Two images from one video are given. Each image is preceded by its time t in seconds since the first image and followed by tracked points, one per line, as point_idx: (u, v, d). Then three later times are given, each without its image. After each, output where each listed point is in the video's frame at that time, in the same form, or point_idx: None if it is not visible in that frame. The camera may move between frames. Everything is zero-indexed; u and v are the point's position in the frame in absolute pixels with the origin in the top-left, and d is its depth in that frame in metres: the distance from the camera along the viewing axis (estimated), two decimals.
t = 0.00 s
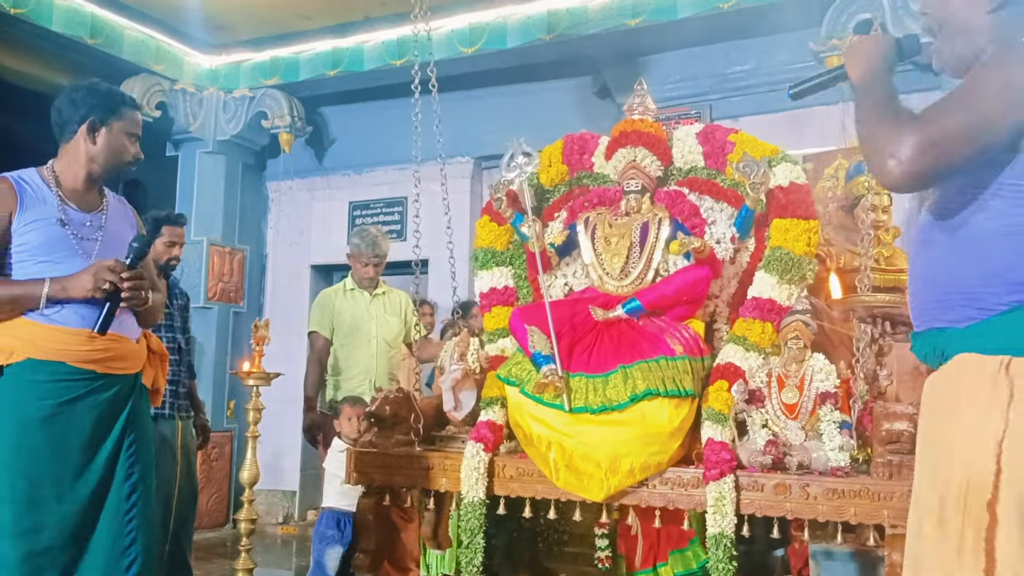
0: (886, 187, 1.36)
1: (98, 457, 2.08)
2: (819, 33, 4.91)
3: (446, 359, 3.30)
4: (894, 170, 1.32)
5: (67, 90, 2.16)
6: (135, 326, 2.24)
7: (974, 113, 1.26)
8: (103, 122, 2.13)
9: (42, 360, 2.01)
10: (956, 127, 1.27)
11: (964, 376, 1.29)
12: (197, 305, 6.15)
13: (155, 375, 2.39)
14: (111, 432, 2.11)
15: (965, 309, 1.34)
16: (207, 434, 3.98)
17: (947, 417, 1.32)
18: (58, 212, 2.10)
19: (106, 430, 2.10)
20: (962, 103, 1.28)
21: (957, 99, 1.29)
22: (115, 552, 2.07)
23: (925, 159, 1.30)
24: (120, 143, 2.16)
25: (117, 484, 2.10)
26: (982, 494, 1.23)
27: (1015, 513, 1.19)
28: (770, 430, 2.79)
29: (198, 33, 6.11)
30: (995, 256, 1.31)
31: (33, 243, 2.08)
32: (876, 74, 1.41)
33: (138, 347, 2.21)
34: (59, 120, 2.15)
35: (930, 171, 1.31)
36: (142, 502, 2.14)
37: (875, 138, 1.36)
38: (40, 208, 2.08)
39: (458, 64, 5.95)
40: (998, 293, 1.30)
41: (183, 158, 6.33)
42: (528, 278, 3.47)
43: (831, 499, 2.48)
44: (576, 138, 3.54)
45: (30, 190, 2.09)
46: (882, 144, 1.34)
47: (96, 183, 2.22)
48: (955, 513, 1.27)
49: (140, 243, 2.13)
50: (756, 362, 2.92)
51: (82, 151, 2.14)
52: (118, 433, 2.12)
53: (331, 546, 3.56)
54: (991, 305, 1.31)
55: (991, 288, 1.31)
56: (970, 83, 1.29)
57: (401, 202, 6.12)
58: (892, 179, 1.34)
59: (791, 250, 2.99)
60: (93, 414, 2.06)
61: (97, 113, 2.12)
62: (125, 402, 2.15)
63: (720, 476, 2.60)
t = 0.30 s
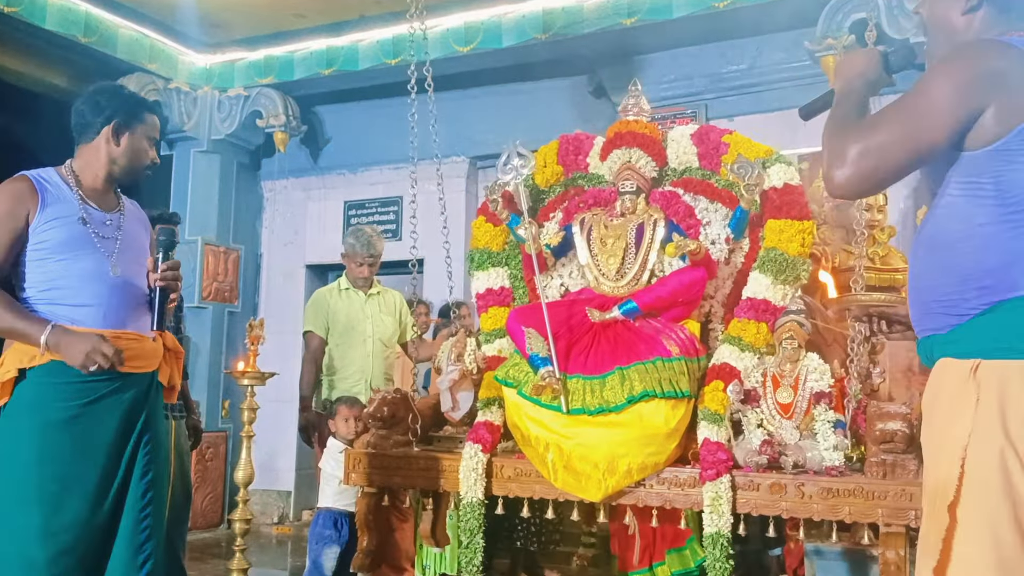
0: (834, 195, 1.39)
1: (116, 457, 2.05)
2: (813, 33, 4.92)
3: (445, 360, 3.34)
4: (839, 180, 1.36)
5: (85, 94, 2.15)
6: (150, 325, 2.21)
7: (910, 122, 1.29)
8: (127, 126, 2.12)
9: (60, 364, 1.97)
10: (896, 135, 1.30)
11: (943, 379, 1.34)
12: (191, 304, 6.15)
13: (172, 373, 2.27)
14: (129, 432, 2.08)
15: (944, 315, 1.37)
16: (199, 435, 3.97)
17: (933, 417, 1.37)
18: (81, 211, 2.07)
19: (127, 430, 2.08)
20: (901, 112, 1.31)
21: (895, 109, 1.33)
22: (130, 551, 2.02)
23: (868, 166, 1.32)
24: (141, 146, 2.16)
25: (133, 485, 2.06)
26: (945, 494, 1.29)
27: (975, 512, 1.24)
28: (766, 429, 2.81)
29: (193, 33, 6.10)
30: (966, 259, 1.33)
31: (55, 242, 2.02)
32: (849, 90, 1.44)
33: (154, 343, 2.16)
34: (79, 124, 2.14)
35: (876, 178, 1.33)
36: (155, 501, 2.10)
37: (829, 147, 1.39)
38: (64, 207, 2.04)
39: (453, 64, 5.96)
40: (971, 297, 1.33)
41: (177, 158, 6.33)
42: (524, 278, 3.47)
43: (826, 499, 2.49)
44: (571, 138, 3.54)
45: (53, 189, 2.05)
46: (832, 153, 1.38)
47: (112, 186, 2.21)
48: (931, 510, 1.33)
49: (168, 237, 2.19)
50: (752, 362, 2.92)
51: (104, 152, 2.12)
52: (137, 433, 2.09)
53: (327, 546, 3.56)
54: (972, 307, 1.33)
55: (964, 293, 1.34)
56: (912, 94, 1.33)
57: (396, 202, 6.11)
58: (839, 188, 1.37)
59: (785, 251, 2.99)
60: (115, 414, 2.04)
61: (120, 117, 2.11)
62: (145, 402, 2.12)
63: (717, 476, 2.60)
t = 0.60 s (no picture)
0: (826, 195, 1.48)
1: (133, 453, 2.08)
2: (808, 32, 4.93)
3: (437, 358, 3.32)
4: (828, 182, 1.45)
5: (94, 97, 2.15)
6: (160, 325, 2.24)
7: (895, 122, 1.36)
8: (140, 131, 2.15)
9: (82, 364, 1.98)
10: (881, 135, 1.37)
11: (933, 379, 1.41)
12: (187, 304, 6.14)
13: (178, 368, 2.38)
14: (146, 430, 2.12)
15: (941, 311, 1.44)
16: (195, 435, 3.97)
17: (922, 418, 1.45)
18: (94, 211, 2.06)
19: (143, 428, 2.11)
20: (886, 112, 1.38)
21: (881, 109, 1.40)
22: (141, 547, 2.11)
23: (855, 166, 1.40)
24: (150, 150, 2.19)
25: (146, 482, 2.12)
26: (935, 491, 1.38)
27: (962, 505, 1.33)
28: (757, 427, 2.80)
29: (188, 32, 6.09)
30: (960, 255, 1.40)
31: (71, 242, 2.01)
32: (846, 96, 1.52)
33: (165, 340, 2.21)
34: (88, 125, 2.14)
35: (863, 177, 1.41)
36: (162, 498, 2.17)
37: (822, 150, 1.48)
38: (79, 207, 2.03)
39: (448, 63, 5.95)
40: (965, 292, 1.39)
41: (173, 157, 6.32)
42: (518, 277, 3.47)
43: (817, 496, 2.50)
44: (564, 137, 3.54)
45: (67, 189, 2.04)
46: (824, 157, 1.46)
47: (119, 188, 2.21)
48: (921, 505, 1.42)
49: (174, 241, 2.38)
50: (744, 360, 2.93)
51: (115, 155, 2.14)
52: (151, 431, 2.14)
53: (323, 545, 3.57)
54: (965, 304, 1.40)
55: (959, 288, 1.40)
56: (897, 95, 1.39)
57: (392, 201, 6.11)
58: (828, 190, 1.46)
59: (777, 250, 3.01)
60: (138, 411, 2.09)
61: (133, 121, 2.13)
62: (157, 399, 2.17)
63: (708, 474, 2.62)
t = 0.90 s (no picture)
0: (830, 194, 1.49)
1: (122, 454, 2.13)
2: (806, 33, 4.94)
3: (429, 356, 3.32)
4: (835, 181, 1.45)
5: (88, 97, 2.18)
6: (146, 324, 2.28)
7: (904, 124, 1.37)
8: (129, 130, 2.18)
9: (72, 360, 2.01)
10: (889, 137, 1.38)
11: (930, 381, 1.40)
12: (187, 303, 6.17)
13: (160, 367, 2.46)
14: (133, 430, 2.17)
15: (942, 311, 1.42)
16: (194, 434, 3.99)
17: (915, 418, 1.43)
18: (85, 210, 2.10)
19: (130, 429, 2.16)
20: (893, 114, 1.39)
21: (888, 109, 1.41)
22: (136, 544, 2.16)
23: (860, 166, 1.41)
24: (142, 152, 2.22)
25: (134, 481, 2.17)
26: (934, 493, 1.35)
27: (962, 507, 1.31)
28: (749, 425, 2.80)
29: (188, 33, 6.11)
30: (962, 258, 1.38)
31: (61, 239, 2.04)
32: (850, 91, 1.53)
33: (150, 339, 2.25)
34: (79, 125, 2.16)
35: (866, 177, 1.42)
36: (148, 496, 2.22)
37: (828, 146, 1.48)
38: (69, 205, 2.07)
39: (447, 64, 5.97)
40: (965, 295, 1.38)
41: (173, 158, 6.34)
42: (512, 276, 3.52)
43: (809, 494, 2.51)
44: (559, 138, 3.56)
45: (59, 188, 2.07)
46: (830, 153, 1.47)
47: (108, 189, 2.25)
48: (915, 507, 1.39)
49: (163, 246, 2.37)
50: (736, 358, 2.96)
51: (105, 155, 2.16)
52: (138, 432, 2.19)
53: (320, 543, 3.58)
54: (964, 306, 1.38)
55: (960, 290, 1.39)
56: (907, 95, 1.40)
57: (392, 201, 6.13)
58: (835, 188, 1.46)
59: (770, 248, 3.02)
60: (125, 409, 2.13)
61: (124, 122, 2.17)
62: (145, 398, 2.22)
63: (699, 471, 2.63)
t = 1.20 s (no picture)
0: (850, 182, 1.39)
1: (83, 458, 2.23)
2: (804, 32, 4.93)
3: (419, 355, 3.31)
4: (859, 166, 1.35)
5: (66, 93, 2.27)
6: (109, 327, 2.38)
7: (937, 112, 1.29)
8: (104, 129, 2.26)
9: (31, 360, 2.13)
10: (924, 124, 1.30)
11: (951, 376, 1.33)
12: (185, 304, 6.16)
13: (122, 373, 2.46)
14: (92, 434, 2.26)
15: (959, 308, 1.36)
16: (191, 434, 3.98)
17: (933, 415, 1.37)
18: (56, 211, 2.21)
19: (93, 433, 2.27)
20: (925, 100, 1.31)
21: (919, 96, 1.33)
22: (105, 547, 2.24)
23: (890, 154, 1.32)
24: (116, 149, 2.30)
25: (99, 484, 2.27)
26: (960, 491, 1.28)
27: (988, 508, 1.24)
28: (745, 424, 2.79)
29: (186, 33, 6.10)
30: (983, 255, 1.33)
31: (30, 238, 2.16)
32: (859, 75, 1.44)
33: (113, 343, 2.35)
34: (55, 121, 2.26)
35: (896, 167, 1.32)
36: (120, 497, 2.31)
37: (848, 133, 1.38)
38: (41, 206, 2.18)
39: (446, 63, 5.96)
40: (988, 292, 1.32)
41: (171, 157, 6.32)
42: (504, 274, 3.49)
43: (805, 493, 2.49)
44: (554, 135, 3.54)
45: (33, 186, 2.18)
46: (851, 140, 1.37)
47: (81, 188, 2.34)
48: (936, 506, 1.32)
49: (123, 253, 2.44)
50: (732, 356, 2.93)
51: (78, 152, 2.24)
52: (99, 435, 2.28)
53: (314, 544, 3.55)
54: (980, 304, 1.33)
55: (980, 286, 1.33)
56: (937, 83, 1.32)
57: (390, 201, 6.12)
58: (858, 174, 1.36)
59: (767, 245, 3.00)
60: (83, 412, 2.24)
61: (100, 120, 2.25)
62: (107, 400, 2.33)
63: (693, 468, 2.61)
